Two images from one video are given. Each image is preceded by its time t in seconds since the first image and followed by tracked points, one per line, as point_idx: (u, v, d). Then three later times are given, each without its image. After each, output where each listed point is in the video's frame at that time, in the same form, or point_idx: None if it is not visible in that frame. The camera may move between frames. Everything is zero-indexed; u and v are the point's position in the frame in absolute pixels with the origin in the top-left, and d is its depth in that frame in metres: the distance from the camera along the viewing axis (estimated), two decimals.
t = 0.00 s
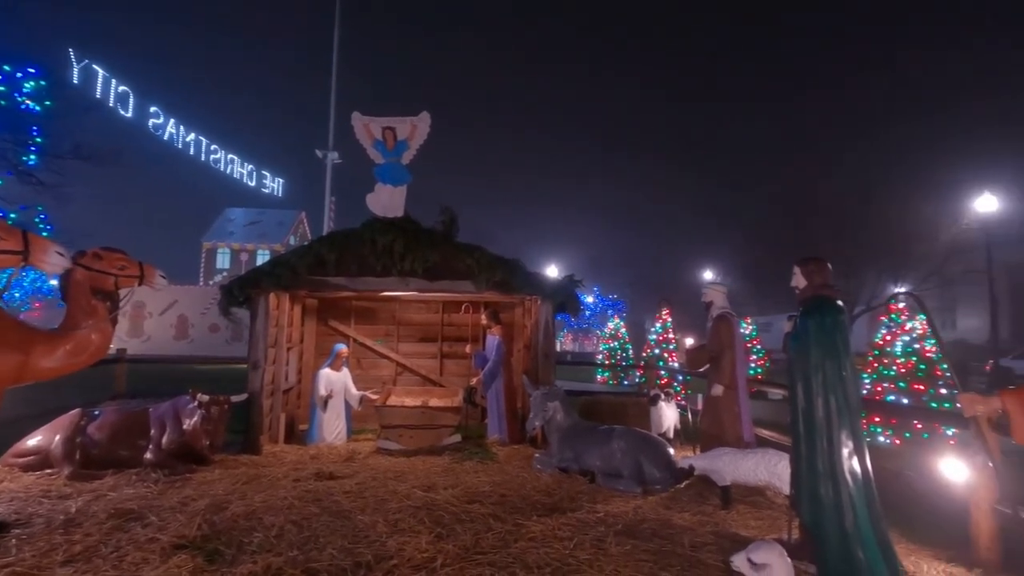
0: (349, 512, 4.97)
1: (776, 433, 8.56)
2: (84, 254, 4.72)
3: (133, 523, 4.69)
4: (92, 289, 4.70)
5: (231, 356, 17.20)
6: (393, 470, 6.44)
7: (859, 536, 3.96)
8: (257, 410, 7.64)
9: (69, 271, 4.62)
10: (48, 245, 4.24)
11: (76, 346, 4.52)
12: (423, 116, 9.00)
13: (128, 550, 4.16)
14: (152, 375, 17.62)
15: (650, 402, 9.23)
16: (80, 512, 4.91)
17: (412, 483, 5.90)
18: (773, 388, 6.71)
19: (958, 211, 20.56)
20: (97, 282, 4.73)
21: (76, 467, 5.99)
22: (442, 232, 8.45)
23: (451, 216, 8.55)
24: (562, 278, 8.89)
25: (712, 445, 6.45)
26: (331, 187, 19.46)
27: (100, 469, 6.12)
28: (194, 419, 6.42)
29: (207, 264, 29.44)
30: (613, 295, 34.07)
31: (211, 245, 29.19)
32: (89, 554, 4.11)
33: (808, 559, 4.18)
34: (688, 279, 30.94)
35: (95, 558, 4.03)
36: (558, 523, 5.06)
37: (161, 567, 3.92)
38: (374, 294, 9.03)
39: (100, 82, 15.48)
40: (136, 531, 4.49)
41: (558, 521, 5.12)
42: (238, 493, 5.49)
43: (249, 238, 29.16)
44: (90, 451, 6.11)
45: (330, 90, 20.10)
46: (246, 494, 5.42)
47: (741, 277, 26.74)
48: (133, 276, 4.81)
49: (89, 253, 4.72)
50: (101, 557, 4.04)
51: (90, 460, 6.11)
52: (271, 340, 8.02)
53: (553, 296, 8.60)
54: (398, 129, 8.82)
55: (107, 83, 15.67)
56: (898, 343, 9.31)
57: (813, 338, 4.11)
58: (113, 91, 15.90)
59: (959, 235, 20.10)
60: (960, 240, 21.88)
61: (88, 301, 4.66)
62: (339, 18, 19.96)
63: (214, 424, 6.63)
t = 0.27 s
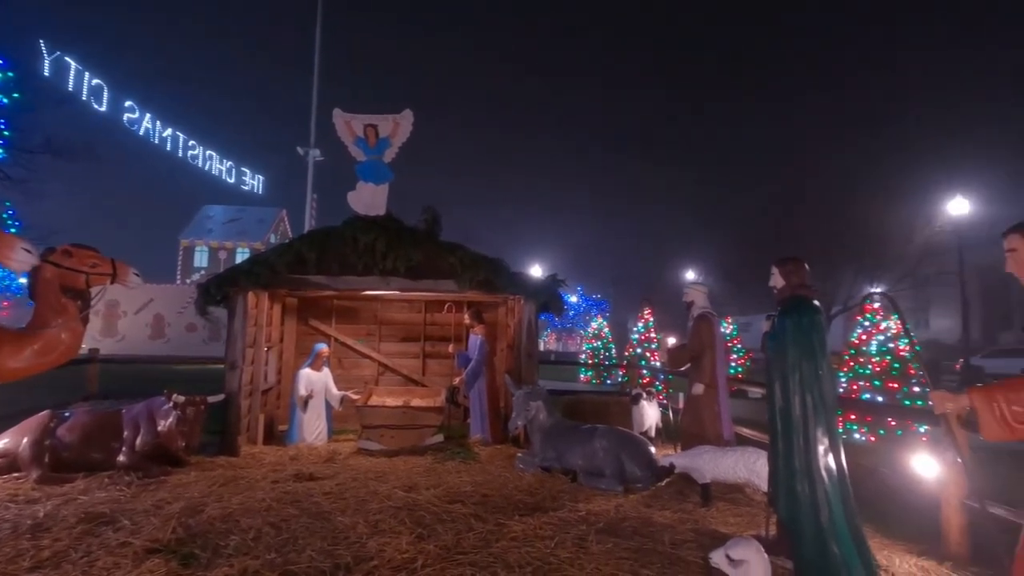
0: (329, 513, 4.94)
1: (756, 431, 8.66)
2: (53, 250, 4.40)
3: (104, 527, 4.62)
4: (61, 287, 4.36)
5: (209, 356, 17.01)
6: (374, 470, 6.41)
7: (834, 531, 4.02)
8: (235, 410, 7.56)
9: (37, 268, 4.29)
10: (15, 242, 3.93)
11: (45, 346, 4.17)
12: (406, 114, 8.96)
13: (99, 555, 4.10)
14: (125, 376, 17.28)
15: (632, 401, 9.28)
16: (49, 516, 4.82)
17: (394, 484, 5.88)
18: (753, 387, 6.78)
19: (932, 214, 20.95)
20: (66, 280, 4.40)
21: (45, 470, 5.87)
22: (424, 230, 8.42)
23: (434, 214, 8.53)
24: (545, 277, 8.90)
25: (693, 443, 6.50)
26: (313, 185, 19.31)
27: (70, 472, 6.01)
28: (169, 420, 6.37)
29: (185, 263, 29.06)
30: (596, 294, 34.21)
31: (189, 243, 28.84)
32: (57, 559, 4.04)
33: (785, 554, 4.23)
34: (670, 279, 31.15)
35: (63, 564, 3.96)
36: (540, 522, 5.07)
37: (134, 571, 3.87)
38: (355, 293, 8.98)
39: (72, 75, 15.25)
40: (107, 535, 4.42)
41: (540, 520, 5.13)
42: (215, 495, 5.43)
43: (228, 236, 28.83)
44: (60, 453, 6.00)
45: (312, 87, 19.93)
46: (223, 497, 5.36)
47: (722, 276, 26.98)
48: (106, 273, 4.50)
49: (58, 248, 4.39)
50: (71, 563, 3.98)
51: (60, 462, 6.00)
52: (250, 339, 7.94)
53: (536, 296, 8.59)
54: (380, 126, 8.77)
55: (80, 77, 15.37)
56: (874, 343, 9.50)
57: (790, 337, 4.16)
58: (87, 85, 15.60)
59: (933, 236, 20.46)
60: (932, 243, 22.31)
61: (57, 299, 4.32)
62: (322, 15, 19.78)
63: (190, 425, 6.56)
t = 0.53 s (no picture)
0: (306, 515, 4.91)
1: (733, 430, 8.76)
2: (18, 247, 4.49)
3: (71, 532, 4.55)
4: (25, 285, 4.49)
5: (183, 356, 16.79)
6: (353, 471, 6.37)
7: (807, 527, 4.09)
8: (209, 411, 7.46)
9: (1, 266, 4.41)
10: None
11: (8, 346, 4.35)
12: (386, 111, 8.91)
13: (65, 561, 4.03)
14: (98, 377, 16.85)
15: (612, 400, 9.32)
16: (13, 522, 4.73)
17: (372, 485, 5.85)
18: (730, 385, 6.85)
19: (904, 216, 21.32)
20: (31, 278, 4.52)
21: (9, 474, 5.71)
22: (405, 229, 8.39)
23: (414, 213, 8.49)
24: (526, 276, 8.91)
25: (672, 442, 6.55)
26: (292, 183, 19.12)
27: (36, 477, 5.87)
28: (140, 422, 6.28)
29: (159, 261, 28.62)
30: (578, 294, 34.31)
31: (163, 241, 28.38)
32: (21, 566, 3.96)
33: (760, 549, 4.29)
34: (650, 279, 31.35)
35: (27, 571, 3.89)
36: (519, 521, 5.08)
37: None
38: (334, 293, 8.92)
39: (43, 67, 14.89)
40: (73, 541, 4.35)
41: (519, 519, 5.14)
42: (188, 498, 5.36)
43: (204, 234, 28.43)
44: (25, 457, 5.84)
45: (291, 85, 19.72)
46: (196, 500, 5.29)
47: (701, 275, 27.22)
48: (71, 271, 4.56)
49: (23, 246, 4.48)
50: (35, 569, 3.90)
51: (25, 466, 5.85)
52: (225, 339, 7.85)
53: (517, 295, 8.60)
54: (360, 124, 8.71)
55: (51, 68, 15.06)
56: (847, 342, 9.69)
57: (766, 337, 4.21)
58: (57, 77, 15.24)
59: (906, 238, 20.86)
60: (904, 245, 22.74)
61: (21, 298, 4.45)
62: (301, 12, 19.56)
63: (162, 427, 6.46)
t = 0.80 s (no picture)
0: (287, 517, 4.87)
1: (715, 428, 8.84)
2: None
3: (42, 537, 4.47)
4: None
5: (161, 357, 16.55)
6: (335, 472, 6.34)
7: (786, 523, 4.13)
8: (188, 413, 7.39)
9: None
10: None
11: None
12: (369, 109, 8.88)
13: (36, 566, 3.96)
14: (70, 378, 16.53)
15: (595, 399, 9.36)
16: None
17: (355, 486, 5.82)
18: (713, 384, 6.90)
19: (883, 218, 21.64)
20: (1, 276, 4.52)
21: None
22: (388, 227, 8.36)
23: (398, 211, 8.46)
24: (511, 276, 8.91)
25: (654, 440, 6.60)
26: (274, 180, 18.93)
27: (7, 480, 5.76)
28: (116, 424, 6.23)
29: (135, 259, 28.17)
30: (562, 293, 34.39)
31: (140, 239, 27.94)
32: None
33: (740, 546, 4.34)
34: (634, 278, 31.50)
35: None
36: (503, 521, 5.08)
37: None
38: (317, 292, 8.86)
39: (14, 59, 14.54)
40: (45, 546, 4.28)
41: (503, 519, 5.14)
42: (164, 501, 5.29)
43: (182, 231, 28.07)
44: None
45: (273, 82, 19.51)
46: (173, 503, 5.23)
47: (684, 275, 27.40)
48: (43, 270, 4.55)
49: None
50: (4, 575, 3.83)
51: None
52: (204, 339, 7.77)
53: (501, 294, 8.60)
54: (343, 122, 8.67)
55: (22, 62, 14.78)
56: (826, 341, 9.84)
57: (747, 336, 4.26)
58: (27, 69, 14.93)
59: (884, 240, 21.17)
60: (882, 246, 23.10)
61: None
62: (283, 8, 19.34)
63: (138, 429, 6.46)
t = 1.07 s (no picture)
0: (267, 519, 4.83)
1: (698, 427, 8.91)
2: None
3: (14, 542, 4.39)
4: None
5: (139, 357, 16.34)
6: (317, 473, 6.30)
7: (766, 520, 4.19)
8: (166, 414, 7.31)
9: None
10: None
11: None
12: (353, 106, 8.82)
13: (6, 571, 3.89)
14: (44, 378, 16.27)
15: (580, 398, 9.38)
16: None
17: (337, 487, 5.78)
18: (695, 383, 6.94)
19: (863, 219, 21.90)
20: None
21: None
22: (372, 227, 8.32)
23: (382, 210, 8.42)
24: (496, 275, 8.91)
25: (638, 439, 6.63)
26: (255, 177, 18.76)
27: None
28: (90, 426, 6.15)
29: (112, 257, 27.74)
30: (547, 293, 34.43)
31: (116, 236, 27.45)
32: None
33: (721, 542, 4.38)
34: (618, 278, 31.62)
35: None
36: (486, 520, 5.08)
37: None
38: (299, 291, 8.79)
39: None
40: (16, 551, 4.20)
41: (486, 518, 5.13)
42: (141, 504, 5.23)
43: (160, 229, 27.71)
44: None
45: (255, 79, 19.29)
46: (149, 506, 5.17)
47: (667, 274, 27.57)
48: (15, 265, 4.69)
49: None
50: None
51: None
52: (183, 339, 7.68)
53: (487, 294, 8.60)
54: (326, 119, 8.62)
55: None
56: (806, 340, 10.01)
57: (728, 336, 4.29)
58: None
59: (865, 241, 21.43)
60: (861, 247, 23.44)
61: None
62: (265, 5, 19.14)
63: (113, 430, 6.42)
